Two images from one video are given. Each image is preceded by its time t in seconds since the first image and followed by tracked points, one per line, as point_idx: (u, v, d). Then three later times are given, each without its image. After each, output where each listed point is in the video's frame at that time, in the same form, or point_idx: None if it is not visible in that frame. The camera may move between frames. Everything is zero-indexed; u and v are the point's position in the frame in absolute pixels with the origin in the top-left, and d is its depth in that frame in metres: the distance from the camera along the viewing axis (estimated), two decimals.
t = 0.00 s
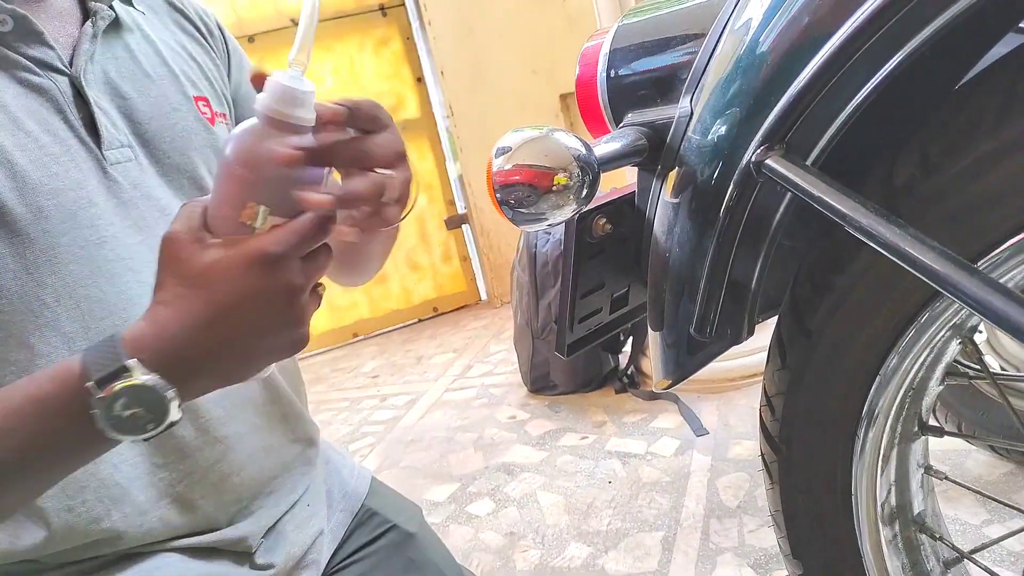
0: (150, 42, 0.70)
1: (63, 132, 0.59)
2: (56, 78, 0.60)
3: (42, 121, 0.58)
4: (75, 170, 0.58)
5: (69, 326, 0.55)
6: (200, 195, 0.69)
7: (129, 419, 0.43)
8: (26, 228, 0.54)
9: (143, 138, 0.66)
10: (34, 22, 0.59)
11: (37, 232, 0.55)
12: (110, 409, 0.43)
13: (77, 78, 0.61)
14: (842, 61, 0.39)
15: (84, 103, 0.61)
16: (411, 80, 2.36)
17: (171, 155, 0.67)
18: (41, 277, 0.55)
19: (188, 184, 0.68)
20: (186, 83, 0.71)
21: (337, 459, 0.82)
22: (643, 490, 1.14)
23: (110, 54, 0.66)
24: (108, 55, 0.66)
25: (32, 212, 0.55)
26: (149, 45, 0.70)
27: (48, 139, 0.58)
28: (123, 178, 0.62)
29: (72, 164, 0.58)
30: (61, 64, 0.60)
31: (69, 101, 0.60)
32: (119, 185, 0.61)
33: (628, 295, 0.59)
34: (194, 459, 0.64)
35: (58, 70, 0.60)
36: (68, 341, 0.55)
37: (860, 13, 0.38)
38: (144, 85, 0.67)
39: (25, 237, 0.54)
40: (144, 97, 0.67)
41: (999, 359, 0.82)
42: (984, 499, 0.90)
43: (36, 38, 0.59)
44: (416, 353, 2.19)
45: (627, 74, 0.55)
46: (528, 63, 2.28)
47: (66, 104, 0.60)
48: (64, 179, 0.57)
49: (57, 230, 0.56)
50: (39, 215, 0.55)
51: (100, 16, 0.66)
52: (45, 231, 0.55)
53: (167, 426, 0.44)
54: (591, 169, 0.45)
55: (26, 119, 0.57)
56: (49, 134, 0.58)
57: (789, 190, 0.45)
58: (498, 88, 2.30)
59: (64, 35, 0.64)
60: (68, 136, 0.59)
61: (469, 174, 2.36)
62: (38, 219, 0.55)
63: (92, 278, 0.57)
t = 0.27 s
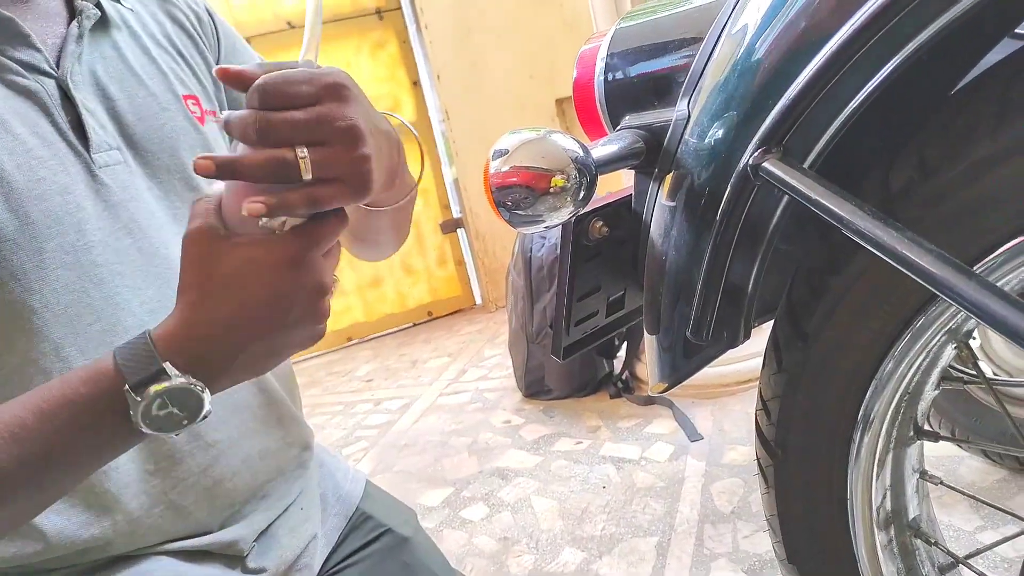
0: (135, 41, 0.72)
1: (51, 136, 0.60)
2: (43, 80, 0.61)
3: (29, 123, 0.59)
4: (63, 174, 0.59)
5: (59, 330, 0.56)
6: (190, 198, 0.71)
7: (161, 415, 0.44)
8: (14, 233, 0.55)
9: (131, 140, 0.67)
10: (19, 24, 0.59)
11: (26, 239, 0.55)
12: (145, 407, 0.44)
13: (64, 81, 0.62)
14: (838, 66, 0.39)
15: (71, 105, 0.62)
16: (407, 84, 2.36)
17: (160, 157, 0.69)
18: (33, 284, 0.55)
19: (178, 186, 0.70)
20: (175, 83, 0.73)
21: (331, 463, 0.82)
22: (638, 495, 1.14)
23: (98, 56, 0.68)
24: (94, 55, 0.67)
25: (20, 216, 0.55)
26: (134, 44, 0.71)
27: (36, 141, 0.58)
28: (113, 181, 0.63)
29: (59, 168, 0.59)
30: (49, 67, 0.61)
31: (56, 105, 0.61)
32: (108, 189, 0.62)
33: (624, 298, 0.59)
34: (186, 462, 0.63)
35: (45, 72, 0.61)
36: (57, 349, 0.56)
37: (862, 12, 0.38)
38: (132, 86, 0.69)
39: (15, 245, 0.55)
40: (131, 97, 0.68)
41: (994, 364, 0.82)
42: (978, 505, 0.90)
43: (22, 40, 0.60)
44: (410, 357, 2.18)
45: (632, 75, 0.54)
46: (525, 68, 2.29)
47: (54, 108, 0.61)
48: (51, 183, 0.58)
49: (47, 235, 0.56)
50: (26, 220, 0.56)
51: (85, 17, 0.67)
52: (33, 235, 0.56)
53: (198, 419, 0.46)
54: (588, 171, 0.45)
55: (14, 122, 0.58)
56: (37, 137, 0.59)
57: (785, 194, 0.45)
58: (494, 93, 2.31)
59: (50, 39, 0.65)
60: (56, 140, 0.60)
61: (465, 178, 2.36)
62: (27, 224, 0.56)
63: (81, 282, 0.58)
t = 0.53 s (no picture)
0: (140, 37, 0.72)
1: (58, 136, 0.60)
2: (50, 79, 0.61)
3: (35, 122, 0.60)
4: (69, 174, 0.59)
5: (64, 330, 0.57)
6: (201, 193, 0.70)
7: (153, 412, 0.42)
8: (22, 235, 0.56)
9: (139, 137, 0.67)
10: (26, 23, 0.60)
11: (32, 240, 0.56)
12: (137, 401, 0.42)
13: (71, 80, 0.63)
14: (844, 68, 0.40)
15: (78, 103, 0.63)
16: (412, 85, 2.36)
17: (169, 153, 0.69)
18: (39, 284, 0.56)
19: (189, 181, 0.69)
20: (182, 79, 0.73)
21: (334, 463, 0.82)
22: (641, 498, 1.14)
23: (102, 53, 0.68)
24: (99, 52, 0.68)
25: (26, 217, 0.56)
26: (139, 41, 0.72)
27: (41, 141, 0.59)
28: (119, 179, 0.63)
29: (66, 168, 0.59)
30: (55, 66, 0.62)
31: (63, 103, 0.62)
32: (115, 187, 0.63)
33: (629, 300, 0.59)
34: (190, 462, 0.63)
35: (52, 71, 0.62)
36: (62, 349, 0.57)
37: (873, 11, 0.38)
38: (140, 83, 0.69)
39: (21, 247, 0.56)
40: (136, 94, 0.69)
41: (999, 369, 0.82)
42: (982, 510, 0.90)
43: (28, 38, 0.60)
44: (413, 359, 2.19)
45: (629, 78, 0.55)
46: (530, 71, 2.30)
47: (61, 107, 0.61)
48: (58, 184, 0.58)
49: (51, 236, 0.57)
50: (32, 222, 0.56)
51: (89, 13, 0.68)
52: (39, 237, 0.57)
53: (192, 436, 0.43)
54: (594, 171, 0.45)
55: (21, 122, 0.58)
56: (44, 137, 0.59)
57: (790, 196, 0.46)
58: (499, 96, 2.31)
59: (56, 36, 0.65)
60: (63, 140, 0.61)
61: (470, 180, 2.37)
62: (33, 226, 0.56)
63: (87, 283, 0.59)
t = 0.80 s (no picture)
0: (137, 48, 0.73)
1: (55, 149, 0.61)
2: (46, 91, 0.62)
3: (32, 135, 0.60)
4: (67, 188, 0.60)
5: (64, 344, 0.58)
6: (197, 205, 0.72)
7: (142, 433, 0.46)
8: (20, 249, 0.56)
9: (133, 149, 0.68)
10: (20, 35, 0.60)
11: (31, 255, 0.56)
12: (127, 422, 0.46)
13: (66, 92, 0.63)
14: (839, 76, 0.40)
15: (74, 115, 0.64)
16: (409, 90, 2.37)
17: (164, 165, 0.70)
18: (38, 300, 0.57)
19: (184, 195, 0.71)
20: (179, 89, 0.74)
21: (331, 469, 0.82)
22: (639, 502, 1.14)
23: (97, 64, 0.69)
24: (95, 63, 0.69)
25: (24, 231, 0.56)
26: (136, 51, 0.73)
27: (37, 154, 0.59)
28: (116, 191, 0.64)
29: (64, 182, 0.60)
30: (51, 77, 0.62)
31: (59, 115, 0.62)
32: (113, 200, 0.63)
33: (626, 305, 0.59)
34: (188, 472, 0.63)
35: (47, 82, 0.62)
36: (60, 363, 0.58)
37: (870, 15, 0.38)
38: (137, 94, 0.70)
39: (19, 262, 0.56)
40: (133, 105, 0.70)
41: (996, 373, 0.82)
42: (979, 513, 0.90)
43: (23, 50, 0.60)
44: (411, 363, 2.18)
45: (624, 84, 0.55)
46: (526, 75, 2.30)
47: (57, 119, 0.62)
48: (56, 198, 0.59)
49: (51, 251, 0.58)
50: (31, 237, 0.57)
51: (86, 23, 0.68)
52: (37, 250, 0.57)
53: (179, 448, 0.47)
54: (590, 178, 0.45)
55: (17, 136, 0.59)
56: (41, 150, 0.60)
57: (786, 202, 0.46)
58: (495, 100, 2.32)
59: (50, 43, 0.66)
60: (61, 154, 0.61)
61: (466, 185, 2.37)
62: (31, 241, 0.57)
63: (85, 296, 0.59)
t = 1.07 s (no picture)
0: (133, 44, 0.73)
1: (50, 145, 0.60)
2: (41, 87, 0.61)
3: (27, 131, 0.59)
4: (62, 185, 0.60)
5: (58, 341, 0.57)
6: (193, 203, 0.72)
7: (134, 429, 0.46)
8: (14, 246, 0.56)
9: (128, 145, 0.68)
10: (15, 31, 0.59)
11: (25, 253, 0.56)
12: (119, 416, 0.46)
13: (62, 88, 0.63)
14: (834, 75, 0.40)
15: (69, 111, 0.63)
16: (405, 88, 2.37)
17: (160, 163, 0.70)
18: (33, 297, 0.56)
19: (180, 193, 0.71)
20: (175, 86, 0.74)
21: (326, 467, 0.82)
22: (634, 500, 1.14)
23: (94, 60, 0.68)
24: (91, 59, 0.68)
25: (19, 228, 0.56)
26: (132, 46, 0.73)
27: (32, 150, 0.59)
28: (111, 188, 0.64)
29: (59, 179, 0.60)
30: (46, 73, 0.62)
31: (55, 111, 0.62)
32: (108, 198, 0.63)
33: (621, 303, 0.59)
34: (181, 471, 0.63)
35: (42, 78, 0.62)
36: (55, 360, 0.57)
37: (866, 13, 0.38)
38: (133, 90, 0.70)
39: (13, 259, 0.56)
40: (129, 102, 0.69)
41: (989, 373, 0.83)
42: (972, 511, 0.91)
43: (19, 46, 0.60)
44: (406, 361, 2.18)
45: (621, 82, 0.55)
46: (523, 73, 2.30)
47: (52, 115, 0.61)
48: (51, 195, 0.59)
49: (45, 248, 0.57)
50: (26, 234, 0.56)
51: (81, 19, 0.68)
52: (32, 248, 0.56)
53: (169, 448, 0.47)
54: (586, 175, 0.45)
55: (12, 132, 0.58)
56: (36, 147, 0.59)
57: (782, 200, 0.46)
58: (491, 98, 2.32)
59: (46, 38, 0.65)
60: (56, 151, 0.61)
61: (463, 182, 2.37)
62: (26, 238, 0.56)
63: (80, 293, 0.59)
